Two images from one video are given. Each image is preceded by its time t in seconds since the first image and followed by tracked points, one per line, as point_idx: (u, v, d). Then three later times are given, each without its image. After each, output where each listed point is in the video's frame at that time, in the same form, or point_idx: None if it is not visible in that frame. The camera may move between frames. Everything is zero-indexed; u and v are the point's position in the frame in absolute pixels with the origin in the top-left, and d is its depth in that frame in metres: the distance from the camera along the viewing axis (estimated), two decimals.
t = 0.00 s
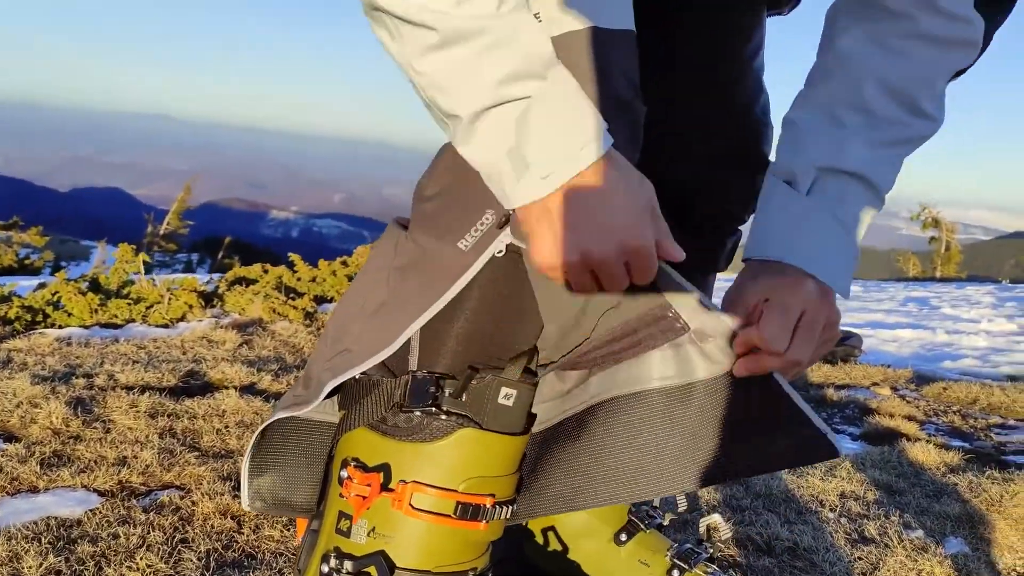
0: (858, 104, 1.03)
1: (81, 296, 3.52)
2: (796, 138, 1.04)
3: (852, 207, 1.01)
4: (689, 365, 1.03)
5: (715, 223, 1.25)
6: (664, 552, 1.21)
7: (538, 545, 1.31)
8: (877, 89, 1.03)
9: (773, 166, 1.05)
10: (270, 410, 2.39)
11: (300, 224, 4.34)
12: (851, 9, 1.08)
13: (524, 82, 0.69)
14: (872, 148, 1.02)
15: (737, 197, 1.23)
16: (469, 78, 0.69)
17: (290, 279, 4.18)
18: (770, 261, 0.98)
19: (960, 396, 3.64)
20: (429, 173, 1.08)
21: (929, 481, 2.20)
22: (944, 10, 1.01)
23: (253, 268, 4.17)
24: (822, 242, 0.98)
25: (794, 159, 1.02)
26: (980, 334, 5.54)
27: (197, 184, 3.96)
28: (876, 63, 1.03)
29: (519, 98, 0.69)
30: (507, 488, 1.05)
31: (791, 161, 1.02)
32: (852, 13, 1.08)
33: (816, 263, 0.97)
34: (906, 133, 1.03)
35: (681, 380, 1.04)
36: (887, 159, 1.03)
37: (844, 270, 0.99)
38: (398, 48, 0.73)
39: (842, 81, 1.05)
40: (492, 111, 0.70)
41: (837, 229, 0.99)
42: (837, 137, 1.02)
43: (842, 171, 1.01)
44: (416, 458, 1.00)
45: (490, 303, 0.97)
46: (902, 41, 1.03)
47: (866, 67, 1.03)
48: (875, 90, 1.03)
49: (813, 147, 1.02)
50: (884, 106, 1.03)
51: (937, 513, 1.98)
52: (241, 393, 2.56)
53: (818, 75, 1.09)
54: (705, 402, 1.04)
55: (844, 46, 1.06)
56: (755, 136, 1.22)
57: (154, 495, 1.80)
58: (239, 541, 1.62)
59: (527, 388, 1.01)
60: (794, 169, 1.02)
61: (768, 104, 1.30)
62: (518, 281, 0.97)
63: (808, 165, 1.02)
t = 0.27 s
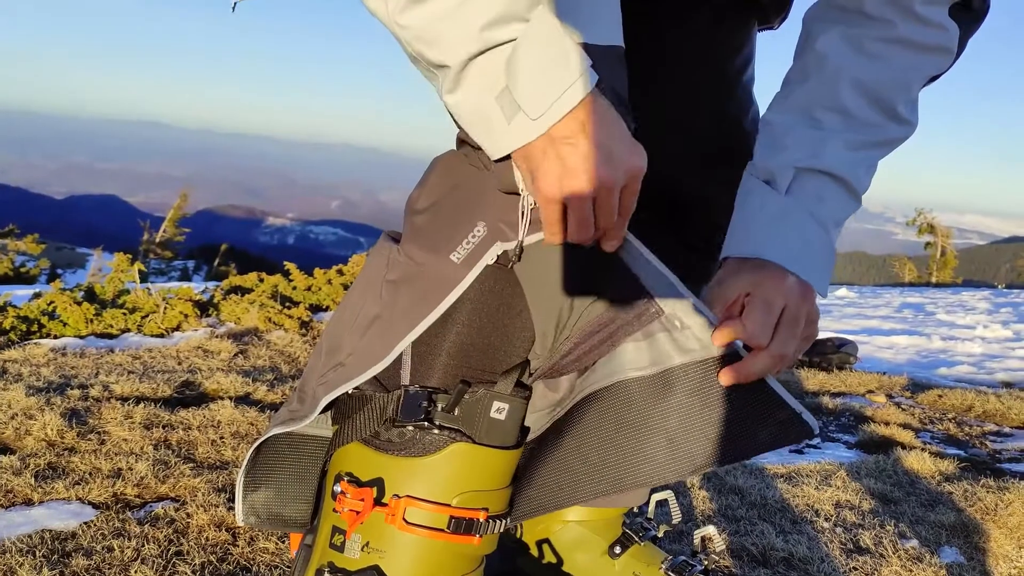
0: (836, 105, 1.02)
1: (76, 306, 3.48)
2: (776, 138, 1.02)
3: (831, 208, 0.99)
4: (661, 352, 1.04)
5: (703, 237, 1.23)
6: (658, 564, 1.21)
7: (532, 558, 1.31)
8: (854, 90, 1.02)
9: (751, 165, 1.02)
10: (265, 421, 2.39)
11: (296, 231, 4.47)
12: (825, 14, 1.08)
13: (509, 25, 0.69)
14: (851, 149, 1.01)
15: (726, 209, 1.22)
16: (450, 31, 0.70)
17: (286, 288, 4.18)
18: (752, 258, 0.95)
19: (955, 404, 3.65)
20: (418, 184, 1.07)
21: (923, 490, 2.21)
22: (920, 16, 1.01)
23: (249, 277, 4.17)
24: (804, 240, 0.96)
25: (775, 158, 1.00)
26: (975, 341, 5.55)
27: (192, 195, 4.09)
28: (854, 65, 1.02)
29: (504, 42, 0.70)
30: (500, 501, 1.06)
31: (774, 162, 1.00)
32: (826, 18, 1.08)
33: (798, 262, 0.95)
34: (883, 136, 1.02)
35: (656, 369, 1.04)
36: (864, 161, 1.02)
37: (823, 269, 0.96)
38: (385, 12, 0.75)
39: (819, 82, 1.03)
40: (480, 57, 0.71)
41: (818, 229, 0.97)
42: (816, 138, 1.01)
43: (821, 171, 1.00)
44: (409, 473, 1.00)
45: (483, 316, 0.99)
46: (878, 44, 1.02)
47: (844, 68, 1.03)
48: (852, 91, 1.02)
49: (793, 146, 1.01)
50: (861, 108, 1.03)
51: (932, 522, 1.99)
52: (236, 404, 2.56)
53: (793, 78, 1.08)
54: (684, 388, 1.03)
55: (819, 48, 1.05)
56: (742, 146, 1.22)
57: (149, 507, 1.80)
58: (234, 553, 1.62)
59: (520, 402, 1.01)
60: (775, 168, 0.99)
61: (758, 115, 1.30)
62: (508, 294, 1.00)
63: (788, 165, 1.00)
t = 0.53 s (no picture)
0: (839, 105, 1.02)
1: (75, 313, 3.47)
2: (781, 138, 1.02)
3: (835, 209, 1.00)
4: (679, 365, 1.06)
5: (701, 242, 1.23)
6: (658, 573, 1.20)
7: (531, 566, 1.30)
8: (857, 91, 1.02)
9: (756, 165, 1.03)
10: (263, 429, 2.38)
11: (295, 236, 4.43)
12: (826, 11, 1.08)
13: (520, 104, 0.68)
14: (854, 151, 1.02)
15: (722, 215, 1.22)
16: (458, 94, 0.68)
17: (285, 295, 4.17)
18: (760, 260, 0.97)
19: (955, 408, 3.64)
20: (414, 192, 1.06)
21: (924, 495, 2.20)
22: (920, 17, 1.01)
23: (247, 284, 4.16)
24: (810, 245, 0.97)
25: (781, 160, 1.01)
26: (975, 344, 5.55)
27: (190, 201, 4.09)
28: (856, 65, 1.02)
29: (514, 119, 0.68)
30: (499, 510, 1.05)
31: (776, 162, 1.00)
32: (828, 15, 1.07)
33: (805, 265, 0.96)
34: (885, 137, 1.03)
35: (673, 380, 1.07)
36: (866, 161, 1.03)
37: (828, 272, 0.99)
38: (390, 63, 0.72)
39: (822, 82, 1.03)
40: (488, 131, 0.68)
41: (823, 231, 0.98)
42: (820, 139, 1.01)
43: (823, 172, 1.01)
44: (408, 484, 1.00)
45: (477, 327, 0.98)
46: (880, 44, 1.02)
47: (846, 68, 1.03)
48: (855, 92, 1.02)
49: (798, 147, 1.01)
50: (863, 107, 1.03)
51: (932, 528, 1.98)
52: (235, 412, 2.55)
53: (794, 74, 1.07)
54: (703, 399, 1.06)
55: (822, 46, 1.05)
56: (741, 150, 1.22)
57: (147, 517, 1.79)
58: (233, 563, 1.61)
59: (518, 410, 1.00)
60: (780, 170, 1.00)
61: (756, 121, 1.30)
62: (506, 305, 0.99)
63: (794, 166, 1.00)
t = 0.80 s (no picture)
0: (849, 113, 1.03)
1: (73, 319, 3.51)
2: (794, 148, 1.04)
3: (850, 216, 1.02)
4: (690, 373, 1.08)
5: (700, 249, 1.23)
6: None
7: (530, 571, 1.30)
8: (867, 98, 1.03)
9: (772, 177, 1.06)
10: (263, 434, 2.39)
11: (294, 239, 4.46)
12: (836, 18, 1.08)
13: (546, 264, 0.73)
14: (867, 157, 1.03)
15: (717, 220, 1.23)
16: (504, 249, 0.72)
17: (283, 299, 4.18)
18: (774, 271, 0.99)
19: (954, 410, 3.65)
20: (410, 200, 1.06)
21: (922, 498, 2.20)
22: (928, 20, 1.02)
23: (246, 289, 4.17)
24: (823, 255, 0.99)
25: (793, 171, 1.03)
26: (973, 346, 5.55)
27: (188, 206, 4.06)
28: (866, 72, 1.03)
29: (540, 280, 0.73)
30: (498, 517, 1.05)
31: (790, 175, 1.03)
32: (836, 24, 1.08)
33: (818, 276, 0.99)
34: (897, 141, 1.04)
35: (686, 389, 1.08)
36: (880, 166, 1.04)
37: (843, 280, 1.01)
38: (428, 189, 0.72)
39: (832, 91, 1.04)
40: (514, 282, 0.72)
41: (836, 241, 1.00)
42: (832, 148, 1.02)
43: (837, 182, 1.02)
44: (407, 490, 1.00)
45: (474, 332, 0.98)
46: (890, 50, 1.03)
47: (857, 75, 1.03)
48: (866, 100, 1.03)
49: (810, 158, 1.03)
50: (876, 114, 1.04)
51: (931, 531, 1.98)
52: (235, 417, 2.55)
53: (808, 82, 1.09)
54: (716, 407, 1.07)
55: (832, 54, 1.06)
56: (739, 157, 1.22)
57: (147, 523, 1.79)
58: (232, 569, 1.62)
59: (516, 417, 1.00)
60: (793, 182, 1.03)
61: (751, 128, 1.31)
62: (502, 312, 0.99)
63: (807, 177, 1.02)
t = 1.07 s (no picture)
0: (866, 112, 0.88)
1: (75, 321, 3.49)
2: (802, 141, 0.90)
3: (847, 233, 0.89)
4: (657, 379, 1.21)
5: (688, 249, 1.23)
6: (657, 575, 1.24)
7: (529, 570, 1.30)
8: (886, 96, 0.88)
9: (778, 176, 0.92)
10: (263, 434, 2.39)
11: (295, 241, 4.48)
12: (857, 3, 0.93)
13: (471, 225, 0.68)
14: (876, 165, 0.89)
15: (709, 219, 1.23)
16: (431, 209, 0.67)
17: (283, 300, 4.18)
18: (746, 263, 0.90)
19: (954, 409, 3.65)
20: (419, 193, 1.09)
21: (923, 496, 2.20)
22: (940, 21, 0.86)
23: (246, 290, 4.17)
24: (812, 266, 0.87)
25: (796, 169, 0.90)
26: (974, 345, 5.55)
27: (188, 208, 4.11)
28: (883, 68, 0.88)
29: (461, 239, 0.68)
30: (495, 515, 1.06)
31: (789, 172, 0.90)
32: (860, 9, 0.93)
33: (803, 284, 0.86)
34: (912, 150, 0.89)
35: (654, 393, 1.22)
36: (891, 177, 0.90)
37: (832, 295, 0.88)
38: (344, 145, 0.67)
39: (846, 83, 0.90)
40: (435, 244, 0.68)
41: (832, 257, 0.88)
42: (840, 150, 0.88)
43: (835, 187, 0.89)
44: (405, 488, 1.01)
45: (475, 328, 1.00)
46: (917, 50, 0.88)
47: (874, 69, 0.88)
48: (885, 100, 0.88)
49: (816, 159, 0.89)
50: (885, 115, 0.88)
51: (931, 529, 1.98)
52: (235, 418, 2.56)
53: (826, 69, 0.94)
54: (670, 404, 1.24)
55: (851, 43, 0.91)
56: (730, 157, 1.23)
57: (148, 523, 1.79)
58: (233, 568, 1.62)
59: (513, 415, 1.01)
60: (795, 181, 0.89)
61: (746, 126, 1.31)
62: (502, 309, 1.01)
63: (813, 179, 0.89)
